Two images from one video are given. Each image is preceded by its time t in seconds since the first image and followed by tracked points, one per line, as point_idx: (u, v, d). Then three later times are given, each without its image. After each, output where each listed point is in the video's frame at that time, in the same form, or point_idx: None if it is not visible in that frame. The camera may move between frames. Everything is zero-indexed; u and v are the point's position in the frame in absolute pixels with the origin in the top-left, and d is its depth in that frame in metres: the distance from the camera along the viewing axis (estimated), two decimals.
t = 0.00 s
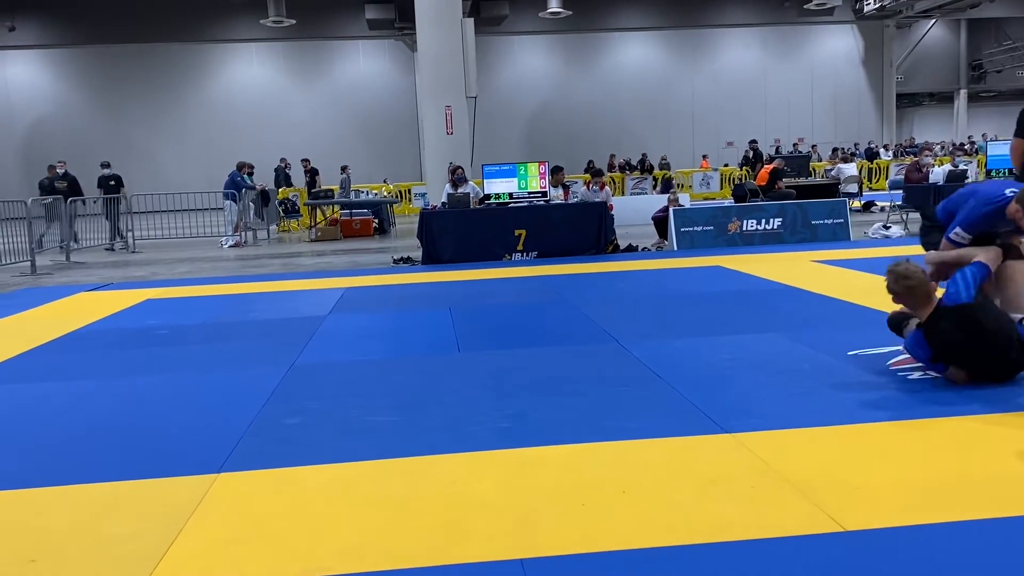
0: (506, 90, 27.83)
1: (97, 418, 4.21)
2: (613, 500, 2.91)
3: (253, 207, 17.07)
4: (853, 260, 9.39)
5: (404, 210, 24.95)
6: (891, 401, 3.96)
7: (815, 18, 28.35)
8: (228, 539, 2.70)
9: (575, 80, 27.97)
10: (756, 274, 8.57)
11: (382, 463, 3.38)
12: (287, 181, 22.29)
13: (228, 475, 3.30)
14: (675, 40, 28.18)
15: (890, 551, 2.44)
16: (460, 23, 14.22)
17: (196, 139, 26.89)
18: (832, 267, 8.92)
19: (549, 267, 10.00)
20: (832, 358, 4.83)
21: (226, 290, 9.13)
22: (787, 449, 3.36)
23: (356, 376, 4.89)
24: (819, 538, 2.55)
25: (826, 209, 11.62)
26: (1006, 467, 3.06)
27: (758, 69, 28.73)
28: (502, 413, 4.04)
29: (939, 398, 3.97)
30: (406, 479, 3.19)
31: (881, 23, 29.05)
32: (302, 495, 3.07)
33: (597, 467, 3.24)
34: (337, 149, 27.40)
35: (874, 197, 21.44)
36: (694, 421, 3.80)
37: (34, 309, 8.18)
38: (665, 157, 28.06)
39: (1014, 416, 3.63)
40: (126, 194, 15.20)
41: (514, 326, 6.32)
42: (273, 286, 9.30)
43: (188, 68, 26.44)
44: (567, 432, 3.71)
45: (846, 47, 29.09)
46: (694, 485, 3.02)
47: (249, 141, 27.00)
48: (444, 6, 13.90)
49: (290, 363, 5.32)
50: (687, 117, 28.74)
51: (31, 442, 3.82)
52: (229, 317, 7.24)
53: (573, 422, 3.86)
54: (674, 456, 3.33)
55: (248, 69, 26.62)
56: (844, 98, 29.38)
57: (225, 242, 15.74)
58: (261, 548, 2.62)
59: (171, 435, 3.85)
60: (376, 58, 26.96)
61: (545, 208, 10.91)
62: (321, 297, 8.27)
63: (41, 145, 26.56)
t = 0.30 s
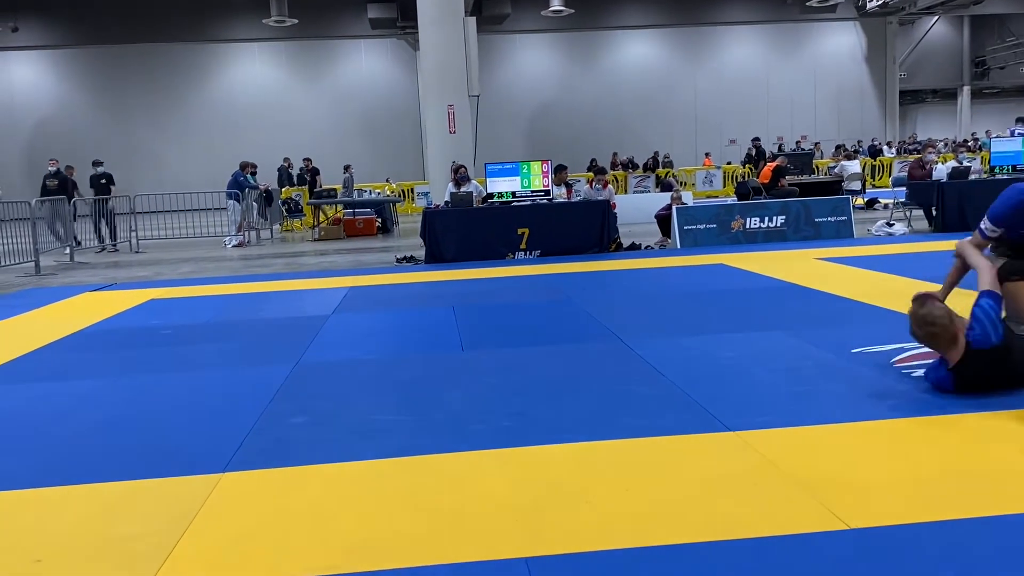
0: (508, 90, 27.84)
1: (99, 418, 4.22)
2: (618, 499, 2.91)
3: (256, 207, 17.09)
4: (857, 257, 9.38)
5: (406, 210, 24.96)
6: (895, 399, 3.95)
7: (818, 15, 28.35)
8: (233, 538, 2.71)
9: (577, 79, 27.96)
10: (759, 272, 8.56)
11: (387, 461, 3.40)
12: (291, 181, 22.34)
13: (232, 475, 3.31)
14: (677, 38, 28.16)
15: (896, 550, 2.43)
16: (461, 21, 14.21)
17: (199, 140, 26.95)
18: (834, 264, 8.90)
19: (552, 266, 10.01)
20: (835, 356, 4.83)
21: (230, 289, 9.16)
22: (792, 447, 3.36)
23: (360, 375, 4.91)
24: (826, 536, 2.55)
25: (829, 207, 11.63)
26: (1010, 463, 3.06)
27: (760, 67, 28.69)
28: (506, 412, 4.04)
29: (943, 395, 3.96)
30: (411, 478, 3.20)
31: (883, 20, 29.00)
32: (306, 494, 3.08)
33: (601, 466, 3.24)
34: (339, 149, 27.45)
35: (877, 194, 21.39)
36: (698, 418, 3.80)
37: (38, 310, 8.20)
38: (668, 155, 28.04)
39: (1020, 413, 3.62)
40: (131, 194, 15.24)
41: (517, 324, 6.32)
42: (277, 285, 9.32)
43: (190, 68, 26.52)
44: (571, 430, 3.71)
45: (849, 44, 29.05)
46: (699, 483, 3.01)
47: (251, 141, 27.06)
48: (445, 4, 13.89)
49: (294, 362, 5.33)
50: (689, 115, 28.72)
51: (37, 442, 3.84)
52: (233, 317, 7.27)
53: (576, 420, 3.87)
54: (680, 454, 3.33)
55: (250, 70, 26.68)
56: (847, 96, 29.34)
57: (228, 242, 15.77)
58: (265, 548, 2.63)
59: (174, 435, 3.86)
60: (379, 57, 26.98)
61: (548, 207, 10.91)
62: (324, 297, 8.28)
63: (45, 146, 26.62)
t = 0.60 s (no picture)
0: (510, 89, 27.82)
1: (104, 419, 4.24)
2: (622, 498, 2.92)
3: (261, 208, 17.12)
4: (862, 256, 9.36)
5: (410, 210, 24.96)
6: (899, 397, 3.95)
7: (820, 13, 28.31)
8: (239, 538, 2.73)
9: (579, 79, 27.94)
10: (763, 270, 8.56)
11: (391, 462, 3.40)
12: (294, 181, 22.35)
13: (236, 475, 3.32)
14: (680, 37, 28.14)
15: (900, 549, 2.43)
16: (464, 22, 14.24)
17: (202, 142, 26.99)
18: (839, 263, 8.88)
19: (556, 265, 10.01)
20: (840, 355, 4.82)
21: (234, 290, 9.18)
22: (796, 445, 3.36)
23: (363, 374, 4.93)
24: (829, 535, 2.54)
25: (832, 205, 11.62)
26: (1015, 461, 3.06)
27: (763, 65, 28.63)
28: (510, 412, 4.05)
29: (947, 393, 3.96)
30: (414, 478, 3.21)
31: (886, 17, 28.96)
32: (310, 494, 3.09)
33: (605, 465, 3.25)
34: (343, 149, 27.44)
35: (881, 192, 21.31)
36: (701, 417, 3.81)
37: (43, 311, 8.24)
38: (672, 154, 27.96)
39: None
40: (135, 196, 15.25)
41: (521, 324, 6.33)
42: (282, 286, 9.35)
43: (194, 69, 26.58)
44: (574, 429, 3.72)
45: (852, 42, 28.99)
46: (702, 483, 3.02)
47: (255, 142, 27.09)
48: (448, 5, 13.92)
49: (297, 362, 5.34)
50: (693, 114, 28.66)
51: (43, 443, 3.86)
52: (237, 318, 7.29)
53: (580, 419, 3.87)
54: (683, 454, 3.33)
55: (254, 71, 26.74)
56: (850, 94, 29.25)
57: (232, 242, 15.78)
58: (271, 547, 2.65)
59: (180, 435, 3.88)
60: (381, 57, 27.02)
61: (551, 206, 10.92)
62: (328, 297, 8.30)
63: (49, 148, 26.66)
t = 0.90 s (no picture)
0: (513, 90, 27.83)
1: (109, 421, 4.26)
2: (625, 499, 2.93)
3: (265, 210, 17.15)
4: (866, 255, 9.34)
5: (413, 211, 25.01)
6: (904, 396, 3.94)
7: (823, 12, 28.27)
8: (245, 539, 2.74)
9: (582, 79, 27.93)
10: (767, 270, 8.55)
11: (395, 462, 3.41)
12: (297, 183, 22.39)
13: (241, 476, 3.34)
14: (683, 37, 28.10)
15: (904, 548, 2.43)
16: (467, 23, 14.26)
17: (206, 144, 27.07)
18: (843, 262, 8.87)
19: (559, 265, 10.01)
20: (844, 354, 4.82)
21: (238, 291, 9.20)
22: (800, 445, 3.36)
23: (367, 375, 4.94)
24: (833, 535, 2.55)
25: (836, 205, 11.62)
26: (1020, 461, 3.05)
27: (766, 64, 28.57)
28: (513, 412, 4.05)
29: (952, 393, 3.96)
30: (418, 479, 3.22)
31: (890, 16, 28.89)
32: (314, 495, 3.10)
33: (609, 466, 3.25)
34: (346, 151, 27.49)
35: (886, 191, 21.27)
36: (705, 417, 3.81)
37: (48, 313, 8.27)
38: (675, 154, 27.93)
39: None
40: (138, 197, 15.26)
41: (524, 324, 6.34)
42: (286, 287, 9.37)
43: (197, 71, 26.64)
44: (578, 430, 3.72)
45: (855, 41, 28.92)
46: (706, 483, 3.02)
47: (258, 144, 27.15)
48: (452, 6, 13.93)
49: (301, 364, 5.36)
50: (696, 113, 28.63)
51: (49, 445, 3.89)
52: (242, 319, 7.31)
53: (583, 420, 3.87)
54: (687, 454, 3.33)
55: (258, 72, 26.79)
56: (854, 93, 29.18)
57: (237, 244, 15.80)
58: (276, 547, 2.66)
59: (185, 437, 3.90)
60: (384, 58, 27.08)
61: (555, 207, 10.92)
62: (331, 298, 8.31)
63: (53, 150, 26.74)
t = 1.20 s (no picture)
0: (515, 91, 27.83)
1: (114, 423, 4.28)
2: (630, 499, 2.92)
3: (268, 211, 17.17)
4: (870, 254, 9.33)
5: (416, 212, 25.05)
6: (908, 396, 3.94)
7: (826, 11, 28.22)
8: (250, 540, 2.75)
9: (585, 80, 27.94)
10: (771, 270, 8.53)
11: (399, 463, 3.42)
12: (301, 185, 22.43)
13: (245, 477, 3.35)
14: (685, 37, 28.09)
15: (909, 548, 2.43)
16: (470, 25, 14.28)
17: (209, 146, 27.17)
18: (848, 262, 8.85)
19: (563, 266, 10.01)
20: (849, 354, 4.81)
21: (242, 293, 9.23)
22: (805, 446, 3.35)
23: (370, 377, 4.95)
24: (838, 535, 2.55)
25: (840, 205, 11.59)
26: None
27: (769, 64, 28.54)
28: (517, 414, 4.05)
29: (958, 393, 3.95)
30: (423, 480, 3.23)
31: (893, 16, 28.83)
32: (319, 496, 3.11)
33: (614, 466, 3.26)
34: (349, 153, 27.54)
35: (890, 190, 21.20)
36: (710, 418, 3.81)
37: (52, 316, 8.29)
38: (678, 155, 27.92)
39: None
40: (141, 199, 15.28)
41: (528, 325, 6.34)
42: (290, 288, 9.39)
43: (201, 74, 26.72)
44: (582, 431, 3.73)
45: (858, 41, 28.86)
46: (711, 483, 3.02)
47: (261, 146, 27.21)
48: (454, 8, 13.96)
49: (304, 365, 5.37)
50: (699, 114, 28.62)
51: (55, 447, 3.91)
52: (246, 321, 7.32)
53: (588, 421, 3.87)
54: (692, 454, 3.33)
55: (261, 74, 26.87)
56: (857, 92, 29.12)
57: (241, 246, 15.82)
58: (281, 547, 2.68)
59: (189, 439, 3.91)
60: (387, 60, 27.12)
61: (558, 207, 10.92)
62: (335, 299, 8.32)
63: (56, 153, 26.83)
